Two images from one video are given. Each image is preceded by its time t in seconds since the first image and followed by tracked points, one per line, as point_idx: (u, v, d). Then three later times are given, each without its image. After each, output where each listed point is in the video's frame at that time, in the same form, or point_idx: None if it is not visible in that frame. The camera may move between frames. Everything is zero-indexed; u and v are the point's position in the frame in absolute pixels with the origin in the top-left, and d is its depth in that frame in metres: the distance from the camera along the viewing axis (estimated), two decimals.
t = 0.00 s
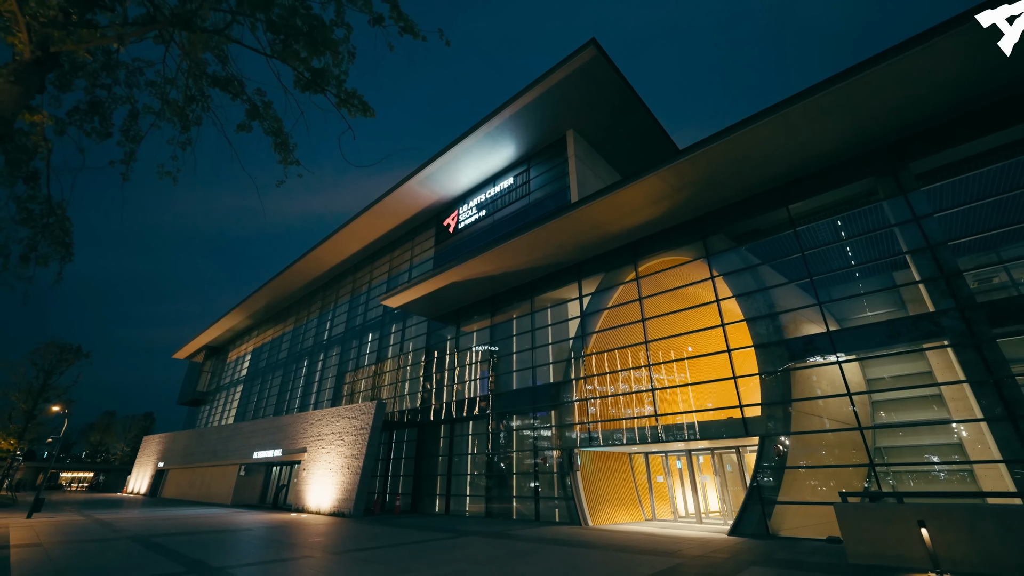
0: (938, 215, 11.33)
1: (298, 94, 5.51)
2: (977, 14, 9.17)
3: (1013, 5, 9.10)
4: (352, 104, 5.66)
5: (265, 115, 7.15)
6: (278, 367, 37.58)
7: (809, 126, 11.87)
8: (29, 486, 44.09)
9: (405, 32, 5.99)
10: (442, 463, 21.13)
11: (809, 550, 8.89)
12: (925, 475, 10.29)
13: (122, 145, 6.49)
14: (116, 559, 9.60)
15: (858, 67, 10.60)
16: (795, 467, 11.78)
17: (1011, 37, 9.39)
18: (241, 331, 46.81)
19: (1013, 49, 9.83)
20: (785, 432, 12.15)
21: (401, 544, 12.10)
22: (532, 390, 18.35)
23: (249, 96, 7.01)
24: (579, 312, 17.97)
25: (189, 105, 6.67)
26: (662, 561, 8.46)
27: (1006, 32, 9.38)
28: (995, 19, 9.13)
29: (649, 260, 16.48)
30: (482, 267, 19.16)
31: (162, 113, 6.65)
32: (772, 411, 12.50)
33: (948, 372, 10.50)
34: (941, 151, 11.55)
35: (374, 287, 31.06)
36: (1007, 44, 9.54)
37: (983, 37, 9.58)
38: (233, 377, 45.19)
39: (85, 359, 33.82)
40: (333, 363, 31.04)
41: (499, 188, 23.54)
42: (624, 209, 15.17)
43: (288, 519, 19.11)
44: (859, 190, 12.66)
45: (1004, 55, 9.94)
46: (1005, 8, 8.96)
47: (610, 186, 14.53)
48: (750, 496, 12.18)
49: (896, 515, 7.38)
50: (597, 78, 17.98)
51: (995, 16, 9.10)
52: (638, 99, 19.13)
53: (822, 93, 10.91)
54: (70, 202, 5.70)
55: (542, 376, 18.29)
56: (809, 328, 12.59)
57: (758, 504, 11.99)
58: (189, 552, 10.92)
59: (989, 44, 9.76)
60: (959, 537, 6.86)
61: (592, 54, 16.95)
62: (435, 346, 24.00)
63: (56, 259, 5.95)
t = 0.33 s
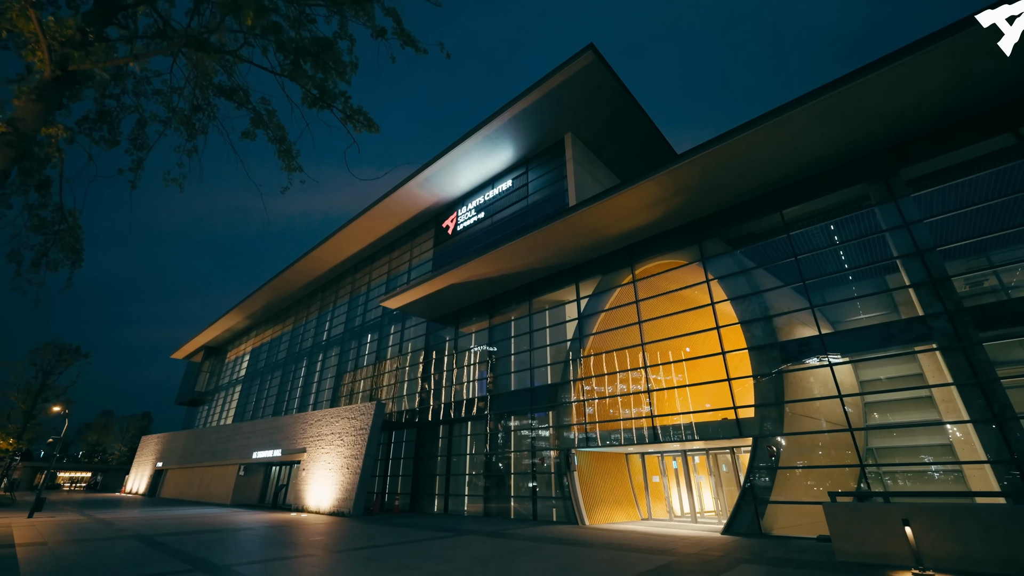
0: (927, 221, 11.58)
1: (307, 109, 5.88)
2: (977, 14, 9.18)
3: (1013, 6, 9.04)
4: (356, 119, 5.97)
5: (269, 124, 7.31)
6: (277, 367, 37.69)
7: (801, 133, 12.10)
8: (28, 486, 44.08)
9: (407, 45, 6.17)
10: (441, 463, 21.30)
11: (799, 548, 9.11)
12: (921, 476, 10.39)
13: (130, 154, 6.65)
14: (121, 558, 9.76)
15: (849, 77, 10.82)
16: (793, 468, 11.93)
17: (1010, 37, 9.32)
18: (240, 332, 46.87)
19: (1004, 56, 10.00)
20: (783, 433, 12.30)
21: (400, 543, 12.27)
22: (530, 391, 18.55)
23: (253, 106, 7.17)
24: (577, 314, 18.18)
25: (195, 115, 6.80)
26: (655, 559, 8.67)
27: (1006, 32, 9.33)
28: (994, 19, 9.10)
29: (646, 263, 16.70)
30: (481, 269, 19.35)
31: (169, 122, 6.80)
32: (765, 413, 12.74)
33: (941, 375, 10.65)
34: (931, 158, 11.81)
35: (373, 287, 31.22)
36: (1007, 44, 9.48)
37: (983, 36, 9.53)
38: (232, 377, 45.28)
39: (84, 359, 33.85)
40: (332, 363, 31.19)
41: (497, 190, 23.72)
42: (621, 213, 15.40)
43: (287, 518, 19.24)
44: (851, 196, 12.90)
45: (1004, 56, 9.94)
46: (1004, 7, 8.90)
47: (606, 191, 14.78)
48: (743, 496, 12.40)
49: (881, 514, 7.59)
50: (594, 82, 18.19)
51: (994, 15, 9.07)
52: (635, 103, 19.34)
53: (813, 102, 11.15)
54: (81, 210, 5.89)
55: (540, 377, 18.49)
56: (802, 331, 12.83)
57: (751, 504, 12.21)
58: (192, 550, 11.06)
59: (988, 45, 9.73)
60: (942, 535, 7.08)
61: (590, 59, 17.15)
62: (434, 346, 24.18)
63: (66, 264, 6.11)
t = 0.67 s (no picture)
0: (915, 229, 11.88)
1: (313, 127, 6.04)
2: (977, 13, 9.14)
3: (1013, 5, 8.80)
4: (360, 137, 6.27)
5: (272, 134, 7.46)
6: (274, 367, 37.75)
7: (793, 141, 12.35)
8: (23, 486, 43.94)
9: (407, 60, 6.37)
10: (438, 464, 21.48)
11: (788, 547, 9.36)
12: (914, 475, 10.71)
13: (136, 163, 6.80)
14: (122, 557, 9.88)
15: (839, 87, 11.07)
16: (789, 468, 12.10)
17: (1010, 37, 9.14)
18: (237, 332, 46.86)
19: (987, 69, 10.28)
20: (779, 433, 12.43)
21: (398, 542, 12.44)
22: (526, 392, 18.76)
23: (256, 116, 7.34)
24: (573, 317, 18.40)
25: (200, 125, 6.94)
26: (647, 558, 8.91)
27: (1005, 32, 9.17)
28: (994, 19, 8.96)
29: (641, 267, 16.94)
30: (478, 272, 19.56)
31: (174, 131, 6.94)
32: (756, 414, 12.95)
33: (930, 378, 10.92)
34: (918, 168, 12.11)
35: (371, 288, 31.36)
36: (1007, 44, 9.34)
37: (983, 35, 9.41)
38: (229, 377, 45.27)
39: (80, 359, 33.80)
40: (330, 364, 31.30)
41: (495, 193, 23.93)
42: (616, 218, 15.63)
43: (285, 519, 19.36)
44: (842, 203, 13.18)
45: (1005, 54, 9.83)
46: (1004, 9, 8.71)
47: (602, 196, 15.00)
48: (734, 496, 12.59)
49: (865, 514, 7.83)
50: (591, 88, 18.39)
51: (995, 15, 8.94)
52: (631, 108, 19.56)
53: (803, 112, 11.40)
54: (90, 221, 6.03)
55: (536, 379, 18.70)
56: (794, 334, 13.08)
57: (742, 504, 12.38)
58: (193, 550, 11.19)
59: (989, 43, 9.63)
60: (923, 535, 7.33)
61: (586, 65, 17.36)
62: (431, 347, 24.36)
63: (74, 271, 6.26)
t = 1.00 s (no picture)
0: (901, 236, 12.20)
1: (317, 141, 6.35)
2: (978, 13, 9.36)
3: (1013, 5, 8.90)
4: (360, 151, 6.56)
5: (273, 141, 7.63)
6: (270, 367, 37.76)
7: (782, 150, 12.65)
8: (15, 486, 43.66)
9: (406, 72, 6.55)
10: (434, 464, 21.64)
11: (775, 546, 9.62)
12: (906, 476, 10.87)
13: (141, 170, 6.96)
14: (122, 556, 9.99)
15: (830, 97, 11.32)
16: (782, 469, 12.33)
17: (1010, 37, 9.23)
18: (232, 332, 46.80)
19: (971, 80, 10.58)
20: (773, 433, 12.69)
21: (394, 541, 12.61)
22: (522, 394, 18.96)
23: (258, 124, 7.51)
24: (568, 319, 18.64)
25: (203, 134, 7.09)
26: (638, 556, 9.14)
27: (1005, 32, 9.23)
28: (994, 19, 9.14)
29: (634, 271, 17.21)
30: (474, 275, 19.76)
31: (178, 139, 7.09)
32: (747, 416, 13.24)
33: (916, 381, 11.24)
34: (904, 176, 12.44)
35: (367, 289, 31.48)
36: (1007, 44, 9.42)
37: (968, 47, 9.69)
38: (224, 377, 45.17)
39: (75, 359, 33.70)
40: (326, 364, 31.39)
41: (491, 196, 24.12)
42: (610, 222, 15.90)
43: (281, 518, 19.47)
44: (830, 210, 13.50)
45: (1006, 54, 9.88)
46: (1005, 8, 8.88)
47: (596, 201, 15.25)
48: (725, 496, 12.84)
49: (848, 513, 8.10)
50: (586, 93, 18.64)
51: (995, 15, 9.14)
52: (626, 113, 19.82)
53: (792, 121, 11.69)
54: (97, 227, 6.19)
55: (531, 380, 18.92)
56: (784, 337, 13.36)
57: (732, 504, 12.64)
58: (191, 549, 11.31)
59: (969, 58, 9.96)
60: (904, 534, 7.61)
61: (582, 71, 17.60)
62: (427, 348, 24.53)
63: (80, 277, 6.39)
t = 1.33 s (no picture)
0: (883, 243, 12.58)
1: (318, 152, 6.59)
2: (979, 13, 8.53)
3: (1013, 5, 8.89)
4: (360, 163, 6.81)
5: (270, 145, 7.74)
6: (262, 367, 37.61)
7: (770, 158, 12.96)
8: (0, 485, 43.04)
9: (402, 82, 6.70)
10: (427, 464, 21.78)
11: (758, 544, 9.91)
12: (892, 477, 11.11)
13: (140, 174, 7.03)
14: (115, 556, 10.02)
15: (817, 107, 11.60)
16: (770, 469, 12.59)
17: (1010, 37, 9.19)
18: (223, 331, 46.51)
19: (949, 94, 10.95)
20: (763, 434, 12.96)
21: (388, 541, 12.73)
22: (514, 395, 19.14)
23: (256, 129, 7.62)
24: (560, 321, 18.88)
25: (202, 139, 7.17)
26: (627, 554, 9.35)
27: (1006, 32, 9.18)
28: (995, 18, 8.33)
29: (626, 274, 17.49)
30: (468, 276, 19.92)
31: (176, 144, 7.15)
32: (734, 418, 13.53)
33: (896, 384, 11.52)
34: (886, 185, 12.83)
35: (361, 289, 31.50)
36: (1007, 44, 9.37)
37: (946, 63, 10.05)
38: (215, 376, 44.87)
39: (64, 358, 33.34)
40: (319, 364, 31.36)
41: (485, 198, 24.30)
42: (603, 226, 16.14)
43: (273, 518, 19.48)
44: (816, 217, 13.87)
45: (1005, 54, 9.86)
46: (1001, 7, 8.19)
47: (588, 206, 15.51)
48: (712, 496, 13.10)
49: (827, 512, 8.40)
50: (580, 97, 18.87)
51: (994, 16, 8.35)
52: (619, 118, 20.08)
53: (779, 131, 12.01)
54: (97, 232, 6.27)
55: (524, 381, 19.13)
56: (771, 341, 13.66)
57: (719, 504, 12.91)
58: (185, 548, 11.34)
59: (946, 74, 10.36)
60: (881, 531, 7.91)
61: (576, 76, 17.83)
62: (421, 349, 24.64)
63: (78, 280, 6.47)
